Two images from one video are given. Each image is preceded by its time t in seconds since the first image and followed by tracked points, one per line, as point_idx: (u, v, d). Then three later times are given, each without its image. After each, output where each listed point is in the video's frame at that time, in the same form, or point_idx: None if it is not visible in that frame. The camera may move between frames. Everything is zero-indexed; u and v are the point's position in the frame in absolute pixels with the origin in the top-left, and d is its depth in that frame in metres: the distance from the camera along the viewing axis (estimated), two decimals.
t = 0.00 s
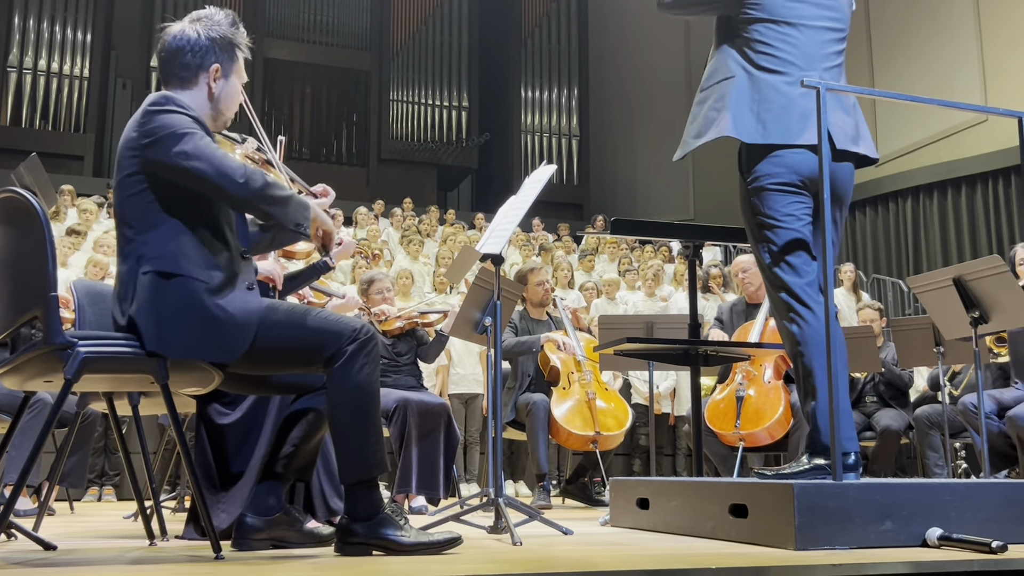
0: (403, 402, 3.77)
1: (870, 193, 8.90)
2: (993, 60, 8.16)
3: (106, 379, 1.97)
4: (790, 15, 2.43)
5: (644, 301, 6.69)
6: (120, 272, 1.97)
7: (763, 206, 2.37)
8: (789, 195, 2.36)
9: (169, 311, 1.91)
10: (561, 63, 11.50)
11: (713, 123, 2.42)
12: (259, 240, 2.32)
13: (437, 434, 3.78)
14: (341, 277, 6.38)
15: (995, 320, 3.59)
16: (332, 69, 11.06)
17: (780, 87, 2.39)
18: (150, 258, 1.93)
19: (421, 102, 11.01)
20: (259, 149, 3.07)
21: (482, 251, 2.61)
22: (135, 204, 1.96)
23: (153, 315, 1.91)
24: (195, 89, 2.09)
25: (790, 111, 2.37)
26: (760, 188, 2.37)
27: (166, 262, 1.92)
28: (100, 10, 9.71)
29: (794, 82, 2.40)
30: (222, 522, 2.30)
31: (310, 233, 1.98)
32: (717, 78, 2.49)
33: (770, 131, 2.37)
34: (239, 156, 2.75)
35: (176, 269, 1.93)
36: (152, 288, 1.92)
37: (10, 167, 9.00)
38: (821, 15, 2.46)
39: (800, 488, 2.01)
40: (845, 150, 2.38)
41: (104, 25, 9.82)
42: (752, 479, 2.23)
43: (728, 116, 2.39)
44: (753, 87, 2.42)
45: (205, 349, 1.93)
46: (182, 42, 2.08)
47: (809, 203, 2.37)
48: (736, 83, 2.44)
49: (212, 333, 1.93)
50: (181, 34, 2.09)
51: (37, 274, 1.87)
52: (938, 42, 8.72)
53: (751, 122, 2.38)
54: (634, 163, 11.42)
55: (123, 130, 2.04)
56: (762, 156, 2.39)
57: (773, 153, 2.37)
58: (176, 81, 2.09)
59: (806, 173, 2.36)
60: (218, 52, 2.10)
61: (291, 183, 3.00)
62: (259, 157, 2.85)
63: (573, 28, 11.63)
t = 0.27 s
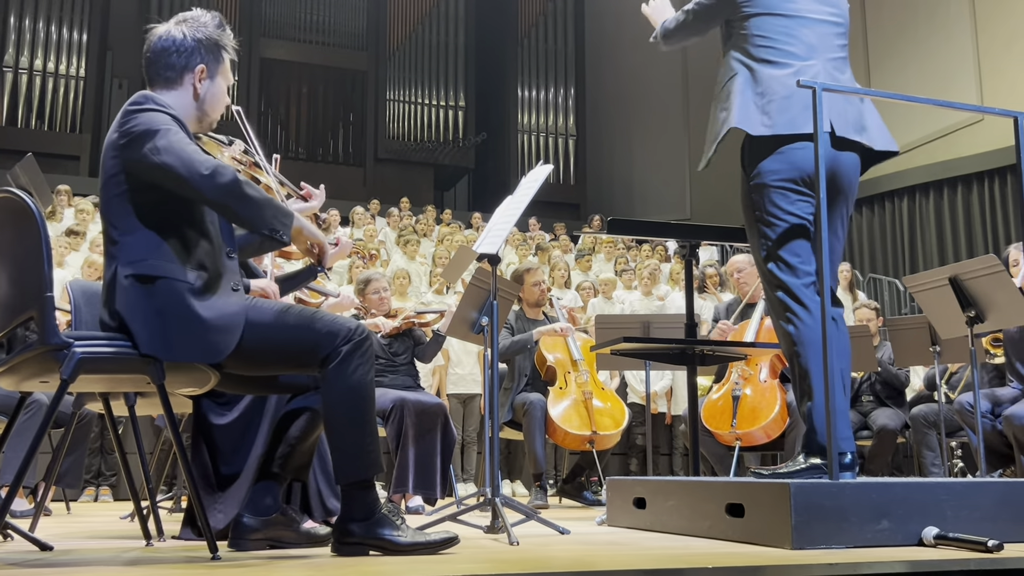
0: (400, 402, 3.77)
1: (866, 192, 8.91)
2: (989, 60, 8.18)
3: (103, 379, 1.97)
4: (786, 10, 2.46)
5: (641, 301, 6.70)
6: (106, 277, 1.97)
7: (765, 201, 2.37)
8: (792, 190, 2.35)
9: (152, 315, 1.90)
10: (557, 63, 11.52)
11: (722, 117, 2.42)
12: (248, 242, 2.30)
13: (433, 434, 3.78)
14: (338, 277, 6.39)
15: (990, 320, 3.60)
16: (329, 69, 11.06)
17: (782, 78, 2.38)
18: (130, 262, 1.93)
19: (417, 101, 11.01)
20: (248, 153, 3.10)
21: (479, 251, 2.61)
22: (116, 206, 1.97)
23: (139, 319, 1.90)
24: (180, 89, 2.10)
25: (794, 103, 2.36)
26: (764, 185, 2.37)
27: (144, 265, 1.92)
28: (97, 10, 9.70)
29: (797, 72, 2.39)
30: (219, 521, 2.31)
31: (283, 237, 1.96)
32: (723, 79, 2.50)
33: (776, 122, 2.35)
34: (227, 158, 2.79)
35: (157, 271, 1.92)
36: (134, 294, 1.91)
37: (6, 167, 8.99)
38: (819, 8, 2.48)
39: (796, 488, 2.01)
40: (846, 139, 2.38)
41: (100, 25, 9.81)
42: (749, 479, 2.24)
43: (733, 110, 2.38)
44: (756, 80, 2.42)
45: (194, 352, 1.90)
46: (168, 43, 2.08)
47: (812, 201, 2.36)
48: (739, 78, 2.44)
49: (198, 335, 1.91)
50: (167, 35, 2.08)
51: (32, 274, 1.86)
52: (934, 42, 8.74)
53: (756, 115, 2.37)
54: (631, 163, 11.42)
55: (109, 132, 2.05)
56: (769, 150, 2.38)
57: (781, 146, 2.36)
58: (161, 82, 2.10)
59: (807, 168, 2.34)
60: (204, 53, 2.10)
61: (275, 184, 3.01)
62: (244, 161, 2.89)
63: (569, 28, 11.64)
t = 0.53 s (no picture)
0: (399, 402, 3.77)
1: (865, 191, 8.92)
2: (987, 59, 8.18)
3: (103, 379, 1.97)
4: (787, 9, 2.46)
5: (639, 300, 6.70)
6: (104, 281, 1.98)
7: (767, 198, 2.37)
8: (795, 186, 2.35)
9: (149, 316, 1.90)
10: (556, 62, 11.52)
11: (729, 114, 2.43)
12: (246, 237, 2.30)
13: (432, 433, 3.78)
14: (337, 276, 6.39)
15: (989, 318, 3.59)
16: (328, 69, 11.06)
17: (783, 76, 2.38)
18: (124, 264, 1.93)
19: (416, 101, 11.01)
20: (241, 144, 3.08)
21: (477, 251, 2.61)
22: (108, 208, 1.97)
23: (137, 320, 1.90)
24: (168, 87, 2.09)
25: (796, 100, 2.36)
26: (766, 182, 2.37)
27: (138, 266, 1.92)
28: (95, 10, 9.70)
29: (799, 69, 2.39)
30: (218, 521, 2.33)
31: (273, 233, 1.95)
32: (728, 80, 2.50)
33: (778, 120, 2.35)
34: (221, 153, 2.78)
35: (150, 271, 1.92)
36: (129, 295, 1.91)
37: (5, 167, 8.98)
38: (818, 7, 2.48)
39: (795, 487, 2.02)
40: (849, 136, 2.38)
41: (98, 25, 9.81)
42: (748, 478, 2.24)
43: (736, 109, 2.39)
44: (758, 79, 2.41)
45: (191, 353, 1.90)
46: (151, 41, 2.08)
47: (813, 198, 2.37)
48: (742, 76, 2.44)
49: (195, 334, 1.91)
50: (149, 32, 2.09)
51: (31, 274, 1.86)
52: (932, 41, 8.75)
53: (758, 112, 2.37)
54: (629, 162, 11.42)
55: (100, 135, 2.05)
56: (772, 148, 2.37)
57: (785, 142, 2.36)
58: (148, 80, 2.09)
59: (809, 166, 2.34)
60: (189, 48, 2.10)
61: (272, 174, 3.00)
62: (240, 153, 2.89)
63: (567, 28, 11.64)
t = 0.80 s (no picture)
0: (399, 402, 3.77)
1: (865, 190, 8.91)
2: (987, 58, 8.19)
3: (103, 380, 1.96)
4: (788, 13, 2.45)
5: (638, 300, 6.70)
6: (107, 284, 1.99)
7: (765, 200, 2.37)
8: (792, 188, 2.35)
9: (149, 317, 1.90)
10: (556, 62, 11.51)
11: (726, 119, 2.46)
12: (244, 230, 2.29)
13: (432, 433, 3.78)
14: (336, 276, 6.39)
15: (989, 317, 3.59)
16: (328, 69, 11.06)
17: (779, 80, 2.39)
18: (127, 266, 1.94)
19: (416, 101, 11.01)
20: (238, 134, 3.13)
21: (477, 251, 2.61)
22: (111, 211, 1.97)
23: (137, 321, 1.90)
24: (163, 86, 2.10)
25: (793, 104, 2.36)
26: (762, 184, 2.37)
27: (141, 268, 1.93)
28: (94, 10, 9.69)
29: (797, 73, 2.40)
30: (219, 521, 2.34)
31: (276, 230, 1.94)
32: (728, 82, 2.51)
33: (771, 124, 2.36)
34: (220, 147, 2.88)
35: (153, 273, 1.93)
36: (130, 297, 1.92)
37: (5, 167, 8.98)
38: (821, 10, 2.48)
39: (795, 486, 2.02)
40: (845, 144, 2.38)
41: (97, 25, 9.80)
42: (748, 478, 2.24)
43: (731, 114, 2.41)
44: (755, 81, 2.42)
45: (191, 353, 1.91)
46: (140, 41, 2.07)
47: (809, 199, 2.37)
48: (739, 78, 2.45)
49: (196, 336, 1.91)
50: (137, 33, 2.08)
51: (31, 274, 1.86)
52: (932, 40, 8.75)
53: (752, 117, 2.39)
54: (629, 162, 11.41)
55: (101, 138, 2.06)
56: (766, 153, 2.38)
57: (777, 149, 2.36)
58: (143, 81, 2.10)
59: (807, 168, 2.35)
60: (179, 44, 2.10)
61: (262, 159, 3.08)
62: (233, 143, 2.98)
63: (567, 28, 11.64)
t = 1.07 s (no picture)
0: (400, 402, 3.77)
1: (866, 189, 8.91)
2: (987, 56, 8.18)
3: (103, 380, 1.97)
4: (789, 13, 2.45)
5: (638, 299, 6.70)
6: (109, 282, 1.98)
7: (763, 201, 2.37)
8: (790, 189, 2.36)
9: (151, 317, 1.90)
10: (556, 61, 11.51)
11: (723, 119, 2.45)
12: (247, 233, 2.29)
13: (433, 433, 3.78)
14: (336, 276, 6.39)
15: (990, 317, 3.58)
16: (328, 69, 11.06)
17: (780, 81, 2.39)
18: (131, 265, 1.94)
19: (416, 100, 11.01)
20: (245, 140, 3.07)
21: (477, 250, 2.61)
22: (117, 210, 1.97)
23: (138, 320, 1.90)
24: (174, 89, 2.10)
25: (792, 106, 2.37)
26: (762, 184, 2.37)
27: (145, 268, 1.93)
28: (95, 10, 9.70)
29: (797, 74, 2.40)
30: (219, 522, 2.34)
31: (283, 238, 1.95)
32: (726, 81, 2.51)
33: (770, 126, 2.36)
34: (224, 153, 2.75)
35: (157, 273, 1.93)
36: (133, 295, 1.92)
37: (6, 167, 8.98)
38: (822, 9, 2.47)
39: (796, 486, 2.02)
40: (844, 146, 2.38)
41: (97, 25, 9.80)
42: (748, 477, 2.24)
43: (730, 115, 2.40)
44: (754, 82, 2.42)
45: (192, 354, 1.91)
46: (156, 42, 2.08)
47: (808, 200, 2.37)
48: (738, 78, 2.44)
49: (198, 337, 1.91)
50: (154, 34, 2.08)
51: (32, 275, 1.86)
52: (933, 39, 8.74)
53: (751, 118, 2.39)
54: (630, 161, 11.40)
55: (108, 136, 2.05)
56: (766, 154, 2.38)
57: (777, 151, 2.37)
58: (154, 82, 2.09)
59: (805, 169, 2.35)
60: (194, 49, 2.10)
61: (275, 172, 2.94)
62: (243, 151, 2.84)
63: (567, 27, 11.64)
